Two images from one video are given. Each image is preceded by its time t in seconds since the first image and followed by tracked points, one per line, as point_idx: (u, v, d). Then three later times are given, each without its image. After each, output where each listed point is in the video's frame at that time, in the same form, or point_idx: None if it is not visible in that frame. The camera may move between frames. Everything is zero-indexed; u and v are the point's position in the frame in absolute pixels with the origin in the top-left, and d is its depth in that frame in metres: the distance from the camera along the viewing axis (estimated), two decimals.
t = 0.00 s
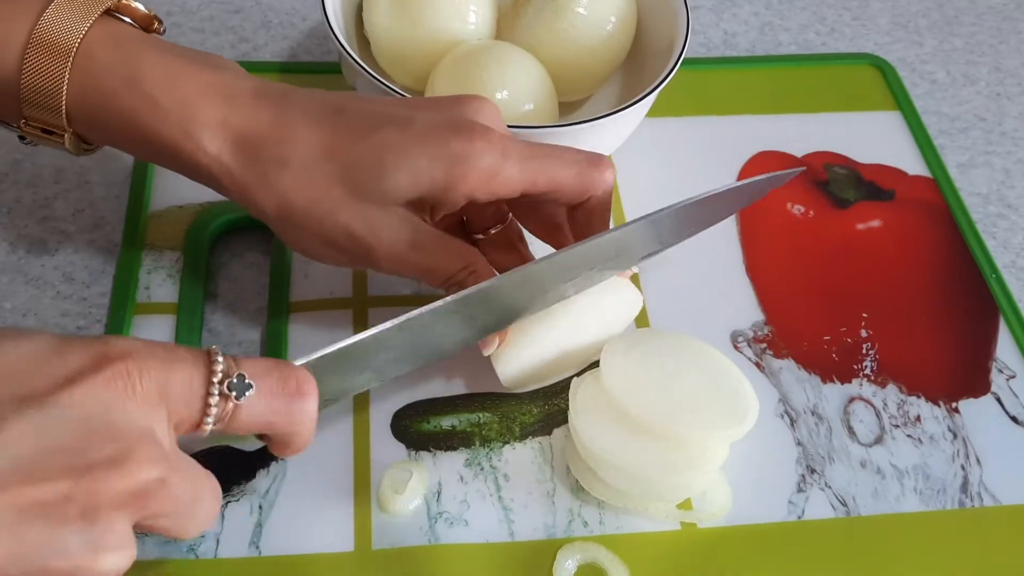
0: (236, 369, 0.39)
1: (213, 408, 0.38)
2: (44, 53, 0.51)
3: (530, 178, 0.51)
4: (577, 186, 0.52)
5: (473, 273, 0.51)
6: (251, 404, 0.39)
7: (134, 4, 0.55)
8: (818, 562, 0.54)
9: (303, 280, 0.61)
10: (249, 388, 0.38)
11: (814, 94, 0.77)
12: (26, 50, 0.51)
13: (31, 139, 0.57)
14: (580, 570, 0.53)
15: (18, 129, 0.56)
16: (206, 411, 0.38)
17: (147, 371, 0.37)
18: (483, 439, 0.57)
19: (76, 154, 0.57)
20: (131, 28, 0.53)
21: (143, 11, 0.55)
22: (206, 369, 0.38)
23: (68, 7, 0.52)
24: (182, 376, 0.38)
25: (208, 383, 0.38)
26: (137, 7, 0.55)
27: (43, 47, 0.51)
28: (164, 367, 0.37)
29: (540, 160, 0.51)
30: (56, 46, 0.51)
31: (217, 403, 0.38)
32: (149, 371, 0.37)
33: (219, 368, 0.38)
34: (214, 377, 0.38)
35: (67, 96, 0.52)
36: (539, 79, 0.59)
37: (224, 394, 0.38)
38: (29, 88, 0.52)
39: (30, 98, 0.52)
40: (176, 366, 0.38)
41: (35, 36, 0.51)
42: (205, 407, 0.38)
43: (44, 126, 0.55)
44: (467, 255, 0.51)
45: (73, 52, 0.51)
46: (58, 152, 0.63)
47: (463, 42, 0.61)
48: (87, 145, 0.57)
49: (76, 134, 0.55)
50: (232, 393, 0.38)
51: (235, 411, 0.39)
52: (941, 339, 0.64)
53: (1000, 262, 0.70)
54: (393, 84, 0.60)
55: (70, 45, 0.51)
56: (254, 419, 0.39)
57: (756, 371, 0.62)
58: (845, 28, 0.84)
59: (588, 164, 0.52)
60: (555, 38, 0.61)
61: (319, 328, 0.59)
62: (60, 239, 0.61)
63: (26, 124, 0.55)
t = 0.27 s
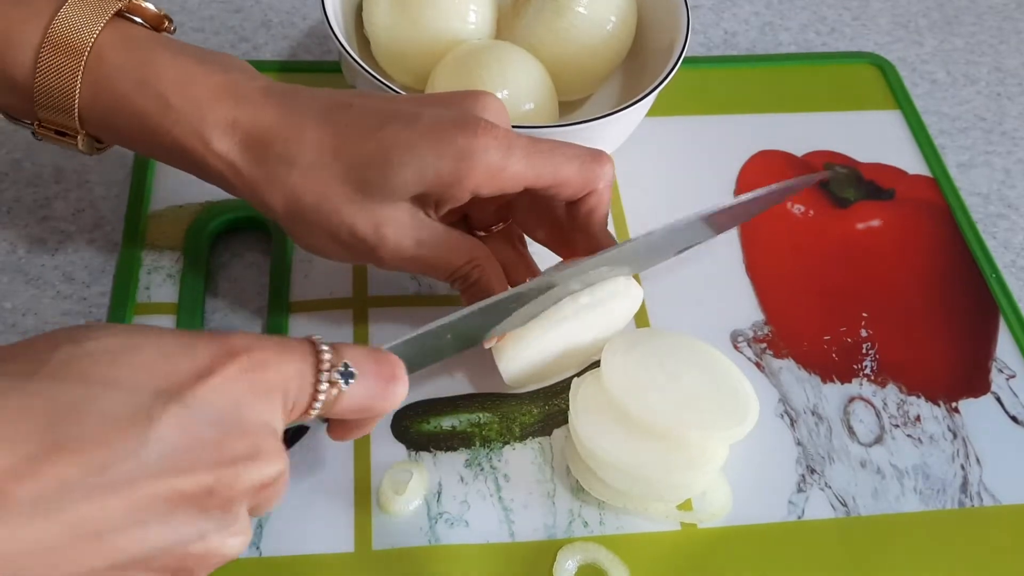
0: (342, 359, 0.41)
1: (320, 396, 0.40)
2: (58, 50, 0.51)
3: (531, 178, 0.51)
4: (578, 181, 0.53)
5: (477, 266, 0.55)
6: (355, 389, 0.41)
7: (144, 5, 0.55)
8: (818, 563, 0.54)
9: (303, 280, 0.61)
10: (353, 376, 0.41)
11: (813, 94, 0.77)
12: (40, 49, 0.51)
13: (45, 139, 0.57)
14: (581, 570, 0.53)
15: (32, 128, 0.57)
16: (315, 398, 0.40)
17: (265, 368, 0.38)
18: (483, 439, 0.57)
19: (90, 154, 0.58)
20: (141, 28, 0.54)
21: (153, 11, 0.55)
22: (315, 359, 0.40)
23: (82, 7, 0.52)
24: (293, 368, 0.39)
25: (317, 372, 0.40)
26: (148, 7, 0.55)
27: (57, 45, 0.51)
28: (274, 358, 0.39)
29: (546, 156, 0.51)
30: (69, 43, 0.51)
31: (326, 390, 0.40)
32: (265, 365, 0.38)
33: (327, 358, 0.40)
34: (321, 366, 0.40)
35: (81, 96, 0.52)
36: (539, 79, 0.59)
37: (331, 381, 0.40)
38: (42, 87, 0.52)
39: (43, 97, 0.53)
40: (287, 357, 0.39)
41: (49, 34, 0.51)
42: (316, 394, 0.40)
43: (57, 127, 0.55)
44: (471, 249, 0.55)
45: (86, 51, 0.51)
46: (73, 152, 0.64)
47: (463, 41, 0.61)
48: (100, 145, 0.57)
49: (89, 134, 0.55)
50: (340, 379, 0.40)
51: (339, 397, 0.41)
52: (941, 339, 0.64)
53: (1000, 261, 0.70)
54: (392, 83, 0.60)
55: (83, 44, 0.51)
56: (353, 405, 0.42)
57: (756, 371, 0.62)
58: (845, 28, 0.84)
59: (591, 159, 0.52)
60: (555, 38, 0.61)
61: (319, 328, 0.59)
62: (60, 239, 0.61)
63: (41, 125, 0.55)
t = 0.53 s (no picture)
0: (434, 357, 0.44)
1: (417, 391, 0.44)
2: (51, 68, 0.52)
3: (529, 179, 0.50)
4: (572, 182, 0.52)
5: (476, 268, 0.56)
6: (445, 387, 0.45)
7: (137, 21, 0.55)
8: (819, 562, 0.54)
9: (303, 280, 0.61)
10: (444, 373, 0.44)
11: (814, 94, 0.77)
12: (33, 67, 0.52)
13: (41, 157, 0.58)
14: (581, 570, 0.53)
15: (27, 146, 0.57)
16: (412, 393, 0.44)
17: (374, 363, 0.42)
18: (484, 439, 0.57)
19: (85, 170, 0.58)
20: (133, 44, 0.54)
21: (145, 27, 0.56)
22: (411, 358, 0.44)
23: (74, 25, 0.53)
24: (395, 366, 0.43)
25: (415, 369, 0.44)
26: (140, 23, 0.56)
27: (50, 63, 0.52)
28: (379, 357, 0.42)
29: (537, 156, 0.50)
30: (62, 60, 0.52)
31: (421, 385, 0.44)
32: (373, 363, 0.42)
33: (422, 356, 0.44)
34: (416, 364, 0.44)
35: (73, 113, 0.53)
36: (539, 78, 0.59)
37: (426, 377, 0.44)
38: (36, 104, 0.53)
39: (37, 115, 0.53)
40: (388, 356, 0.43)
41: (42, 53, 0.52)
42: (412, 390, 0.44)
43: (51, 144, 0.56)
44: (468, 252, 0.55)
45: (78, 68, 0.52)
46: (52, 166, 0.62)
47: (463, 41, 0.61)
48: (94, 161, 0.57)
49: (83, 150, 0.56)
50: (433, 375, 0.44)
51: (430, 393, 0.44)
52: (940, 338, 0.64)
53: (1000, 261, 0.70)
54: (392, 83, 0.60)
55: (75, 61, 0.52)
56: (441, 402, 0.45)
57: (756, 371, 0.61)
58: (845, 28, 0.84)
59: (583, 159, 0.52)
60: (555, 37, 0.61)
61: (319, 328, 0.59)
62: (60, 239, 0.61)
63: (35, 142, 0.56)
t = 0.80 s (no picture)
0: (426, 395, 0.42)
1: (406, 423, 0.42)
2: (25, 88, 0.51)
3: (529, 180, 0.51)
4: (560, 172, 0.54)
5: (470, 270, 0.54)
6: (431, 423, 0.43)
7: (112, 39, 0.56)
8: (819, 561, 0.54)
9: (303, 280, 0.61)
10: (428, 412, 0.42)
11: (813, 94, 0.78)
12: (7, 85, 0.51)
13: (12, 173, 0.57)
14: (582, 569, 0.53)
15: None
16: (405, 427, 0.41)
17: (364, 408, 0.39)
18: (484, 438, 0.57)
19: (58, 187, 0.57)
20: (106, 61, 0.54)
21: (119, 43, 0.57)
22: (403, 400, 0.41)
23: (47, 43, 0.52)
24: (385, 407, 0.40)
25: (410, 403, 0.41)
26: (115, 40, 0.57)
27: (25, 83, 0.51)
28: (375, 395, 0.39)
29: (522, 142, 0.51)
30: (37, 81, 0.51)
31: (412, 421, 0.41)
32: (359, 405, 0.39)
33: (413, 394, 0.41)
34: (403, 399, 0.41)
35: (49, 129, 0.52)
36: (539, 78, 0.59)
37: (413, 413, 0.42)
38: (11, 120, 0.52)
39: (11, 131, 0.53)
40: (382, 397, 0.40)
41: (16, 73, 0.51)
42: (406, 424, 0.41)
43: (25, 159, 0.55)
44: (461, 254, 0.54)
45: (54, 87, 0.52)
46: (35, 184, 0.62)
47: (463, 41, 0.61)
48: (68, 178, 0.57)
49: (57, 166, 0.55)
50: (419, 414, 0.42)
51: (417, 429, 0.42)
52: (940, 337, 0.64)
53: (999, 261, 0.70)
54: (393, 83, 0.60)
55: (51, 80, 0.52)
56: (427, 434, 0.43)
57: (756, 369, 0.62)
58: (845, 28, 0.85)
59: (566, 144, 0.53)
60: (555, 37, 0.61)
61: (319, 328, 0.59)
62: (61, 239, 0.61)
63: (8, 158, 0.55)
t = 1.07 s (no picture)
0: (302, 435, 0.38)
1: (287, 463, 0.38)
2: (25, 90, 0.51)
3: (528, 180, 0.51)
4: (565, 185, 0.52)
5: (474, 281, 0.52)
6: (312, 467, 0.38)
7: (114, 39, 0.56)
8: (819, 561, 0.54)
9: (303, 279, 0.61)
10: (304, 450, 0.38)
11: (813, 94, 0.77)
12: (7, 89, 0.51)
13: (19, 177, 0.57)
14: (582, 569, 0.53)
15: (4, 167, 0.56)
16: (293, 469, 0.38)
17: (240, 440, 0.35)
18: (484, 437, 0.57)
19: (62, 191, 0.57)
20: (115, 65, 0.54)
21: (122, 45, 0.56)
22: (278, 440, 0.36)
23: (48, 48, 0.52)
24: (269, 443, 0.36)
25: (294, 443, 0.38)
26: (116, 39, 0.56)
27: (25, 85, 0.51)
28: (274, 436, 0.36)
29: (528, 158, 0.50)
30: (38, 83, 0.51)
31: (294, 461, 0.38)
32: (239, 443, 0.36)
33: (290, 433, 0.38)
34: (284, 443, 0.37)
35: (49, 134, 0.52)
36: (539, 79, 0.59)
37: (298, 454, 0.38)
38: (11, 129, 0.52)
39: (13, 137, 0.53)
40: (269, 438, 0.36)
41: (17, 76, 0.51)
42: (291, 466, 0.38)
43: (28, 163, 0.55)
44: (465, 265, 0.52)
45: (54, 91, 0.51)
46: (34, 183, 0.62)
47: (463, 41, 0.61)
48: (72, 179, 0.56)
49: (61, 170, 0.55)
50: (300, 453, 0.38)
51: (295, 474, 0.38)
52: (941, 338, 0.64)
53: (999, 261, 0.70)
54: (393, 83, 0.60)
55: (52, 83, 0.51)
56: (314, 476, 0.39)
57: (756, 369, 0.62)
58: (845, 28, 0.84)
59: (574, 159, 0.52)
60: (555, 37, 0.61)
61: (319, 328, 0.59)
62: (60, 238, 0.61)
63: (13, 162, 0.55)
